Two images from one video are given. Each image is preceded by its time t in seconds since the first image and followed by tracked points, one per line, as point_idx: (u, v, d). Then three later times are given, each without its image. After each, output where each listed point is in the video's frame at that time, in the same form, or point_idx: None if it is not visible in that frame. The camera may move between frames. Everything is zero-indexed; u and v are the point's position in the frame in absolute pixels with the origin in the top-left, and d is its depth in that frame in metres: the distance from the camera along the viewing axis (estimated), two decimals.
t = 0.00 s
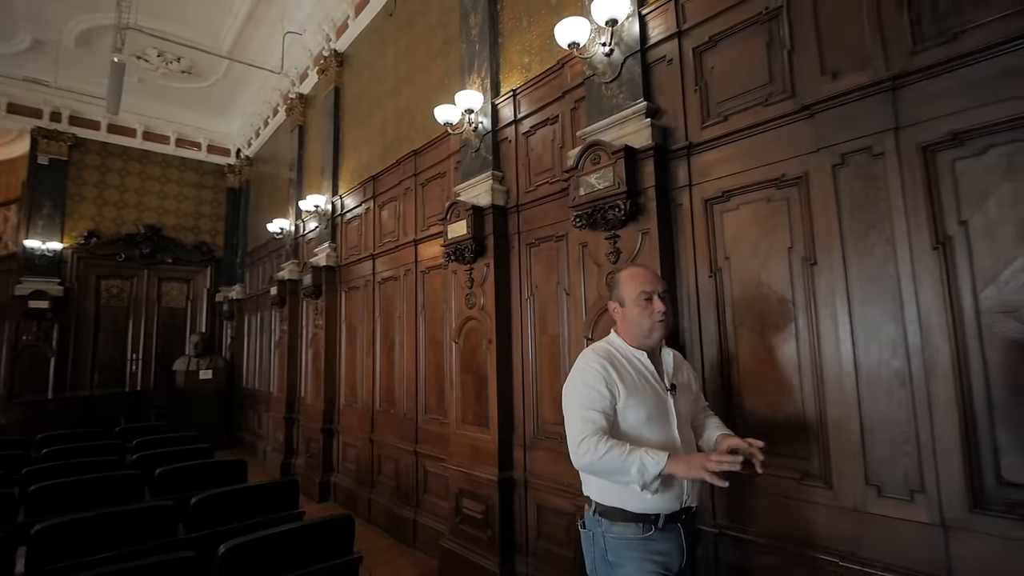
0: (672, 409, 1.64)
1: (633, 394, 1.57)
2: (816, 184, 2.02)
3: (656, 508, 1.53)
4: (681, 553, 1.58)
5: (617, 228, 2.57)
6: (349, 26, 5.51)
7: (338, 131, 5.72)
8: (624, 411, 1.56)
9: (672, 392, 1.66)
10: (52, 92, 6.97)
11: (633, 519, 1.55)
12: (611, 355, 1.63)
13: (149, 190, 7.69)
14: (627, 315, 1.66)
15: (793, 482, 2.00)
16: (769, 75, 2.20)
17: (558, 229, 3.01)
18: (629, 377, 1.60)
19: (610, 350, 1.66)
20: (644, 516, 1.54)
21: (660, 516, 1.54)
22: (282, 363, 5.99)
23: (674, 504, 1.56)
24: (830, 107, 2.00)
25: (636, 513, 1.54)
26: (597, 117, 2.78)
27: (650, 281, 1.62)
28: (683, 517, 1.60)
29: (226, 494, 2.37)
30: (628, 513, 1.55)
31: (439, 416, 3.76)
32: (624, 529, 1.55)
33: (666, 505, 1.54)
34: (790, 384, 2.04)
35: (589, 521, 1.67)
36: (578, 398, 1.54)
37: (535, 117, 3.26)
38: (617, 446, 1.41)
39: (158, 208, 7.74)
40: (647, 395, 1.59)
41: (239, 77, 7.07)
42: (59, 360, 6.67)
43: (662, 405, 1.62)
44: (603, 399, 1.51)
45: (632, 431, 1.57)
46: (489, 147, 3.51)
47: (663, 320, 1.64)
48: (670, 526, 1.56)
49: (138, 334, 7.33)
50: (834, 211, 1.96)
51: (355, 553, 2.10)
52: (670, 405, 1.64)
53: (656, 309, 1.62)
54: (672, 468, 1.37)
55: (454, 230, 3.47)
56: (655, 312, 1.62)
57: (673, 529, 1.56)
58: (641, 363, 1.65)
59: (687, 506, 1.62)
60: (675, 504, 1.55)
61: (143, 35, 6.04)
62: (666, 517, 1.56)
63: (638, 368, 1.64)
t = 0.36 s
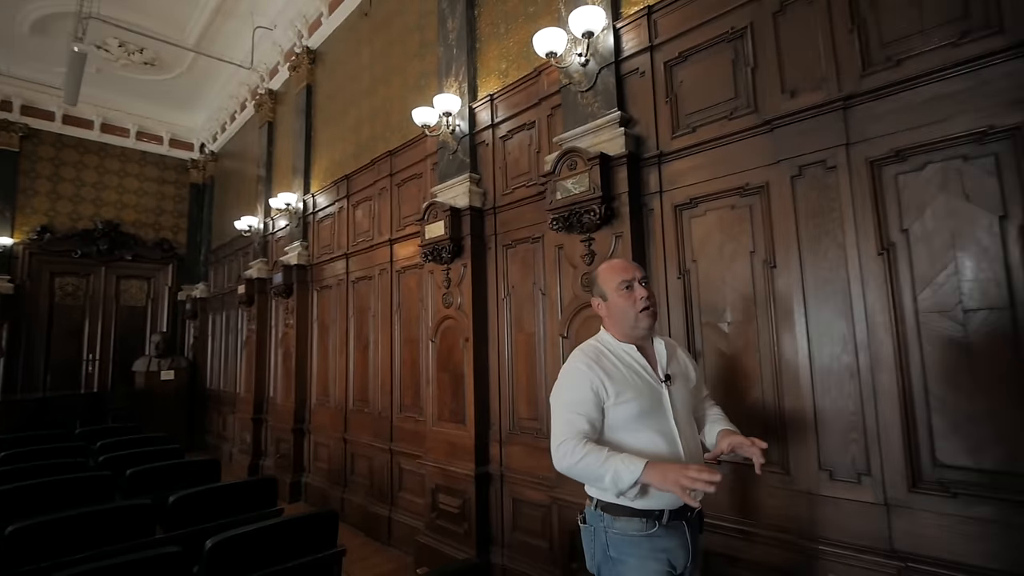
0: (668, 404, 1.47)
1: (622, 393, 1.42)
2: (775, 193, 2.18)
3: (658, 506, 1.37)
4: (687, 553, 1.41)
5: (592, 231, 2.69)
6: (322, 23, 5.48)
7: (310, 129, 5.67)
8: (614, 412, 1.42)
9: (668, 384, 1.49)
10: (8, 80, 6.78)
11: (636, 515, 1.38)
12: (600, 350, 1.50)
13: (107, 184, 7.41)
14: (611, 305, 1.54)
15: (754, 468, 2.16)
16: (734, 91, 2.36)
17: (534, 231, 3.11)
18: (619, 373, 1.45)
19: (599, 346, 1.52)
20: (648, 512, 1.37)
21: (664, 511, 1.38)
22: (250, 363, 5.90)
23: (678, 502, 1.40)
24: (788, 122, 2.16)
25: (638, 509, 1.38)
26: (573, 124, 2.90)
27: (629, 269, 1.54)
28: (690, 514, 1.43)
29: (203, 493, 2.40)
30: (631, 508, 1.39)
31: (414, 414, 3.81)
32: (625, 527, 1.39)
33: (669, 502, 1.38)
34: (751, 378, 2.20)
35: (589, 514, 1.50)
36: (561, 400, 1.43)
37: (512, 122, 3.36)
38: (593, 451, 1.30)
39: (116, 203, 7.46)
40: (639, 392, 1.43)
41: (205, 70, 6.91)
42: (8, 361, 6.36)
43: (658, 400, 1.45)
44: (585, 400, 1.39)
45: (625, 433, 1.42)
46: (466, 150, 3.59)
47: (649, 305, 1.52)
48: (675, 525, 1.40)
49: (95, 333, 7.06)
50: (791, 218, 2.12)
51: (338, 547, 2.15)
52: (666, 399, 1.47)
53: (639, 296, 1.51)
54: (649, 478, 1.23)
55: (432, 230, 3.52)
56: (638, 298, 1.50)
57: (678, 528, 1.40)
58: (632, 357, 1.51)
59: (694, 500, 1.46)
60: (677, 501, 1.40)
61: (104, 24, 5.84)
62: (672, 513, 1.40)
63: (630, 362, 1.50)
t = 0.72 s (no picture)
0: (660, 402, 1.53)
1: (613, 393, 1.48)
2: (747, 201, 2.33)
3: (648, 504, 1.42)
4: (682, 550, 1.44)
5: (574, 233, 2.78)
6: (298, 19, 5.41)
7: (284, 125, 5.60)
8: (606, 411, 1.47)
9: (661, 382, 1.56)
10: None
11: (626, 513, 1.43)
12: (595, 350, 1.56)
13: (64, 176, 7.12)
14: (608, 302, 1.61)
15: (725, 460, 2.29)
16: (709, 103, 2.50)
17: (516, 232, 3.19)
18: (613, 373, 1.51)
19: (594, 346, 1.58)
20: (638, 510, 1.42)
21: (655, 509, 1.42)
22: (220, 362, 5.77)
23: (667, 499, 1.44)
24: (759, 135, 2.31)
25: (628, 507, 1.43)
26: (555, 130, 2.99)
27: (627, 267, 1.61)
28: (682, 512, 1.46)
29: (183, 492, 2.39)
30: (621, 507, 1.44)
31: (393, 412, 3.83)
32: (615, 525, 1.44)
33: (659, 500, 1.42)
34: (723, 375, 2.33)
35: (582, 513, 1.55)
36: (556, 397, 1.48)
37: (494, 126, 3.43)
38: (589, 454, 1.34)
39: (74, 196, 7.18)
40: (631, 392, 1.49)
41: (172, 61, 6.72)
42: None
43: (649, 399, 1.52)
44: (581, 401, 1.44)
45: (615, 432, 1.48)
46: (447, 151, 3.64)
47: (647, 304, 1.58)
48: (666, 523, 1.43)
49: (50, 332, 6.78)
50: (762, 225, 2.27)
51: (325, 542, 2.17)
52: (658, 397, 1.53)
53: (636, 293, 1.57)
54: (641, 479, 1.27)
55: (413, 230, 3.56)
56: (635, 295, 1.57)
57: (670, 526, 1.43)
58: (627, 356, 1.57)
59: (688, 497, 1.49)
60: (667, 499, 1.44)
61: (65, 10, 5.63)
62: (662, 511, 1.43)
63: (623, 361, 1.56)
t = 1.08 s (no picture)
0: (653, 393, 1.62)
1: (618, 377, 1.59)
2: (722, 209, 2.48)
3: (641, 491, 1.51)
4: (674, 541, 1.52)
5: (558, 236, 2.89)
6: (278, 16, 5.37)
7: (262, 122, 5.54)
8: (611, 394, 1.58)
9: (655, 376, 1.65)
10: None
11: (619, 503, 1.52)
12: (594, 343, 1.66)
13: (26, 168, 6.87)
14: (613, 303, 1.70)
15: (701, 452, 2.43)
16: (687, 116, 2.64)
17: (500, 234, 3.28)
18: (612, 362, 1.61)
19: (592, 338, 1.67)
20: (630, 500, 1.51)
21: (646, 500, 1.51)
22: (193, 361, 5.68)
23: (659, 488, 1.52)
24: (734, 147, 2.46)
25: (621, 496, 1.52)
26: (540, 136, 3.09)
27: (642, 275, 1.65)
28: (673, 502, 1.55)
29: (173, 491, 2.42)
30: (614, 497, 1.53)
31: (376, 411, 3.87)
32: (609, 513, 1.53)
33: (652, 488, 1.51)
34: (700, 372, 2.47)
35: (580, 503, 1.65)
36: (567, 387, 1.58)
37: (479, 130, 3.51)
38: (613, 426, 1.47)
39: (36, 190, 6.93)
40: (627, 379, 1.60)
41: (144, 53, 6.57)
42: None
43: (642, 387, 1.61)
44: (592, 384, 1.56)
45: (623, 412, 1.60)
46: (433, 154, 3.70)
47: (647, 312, 1.65)
48: (658, 512, 1.52)
49: (9, 331, 6.53)
50: (736, 232, 2.42)
51: (318, 536, 2.23)
52: (650, 388, 1.62)
53: (641, 303, 1.65)
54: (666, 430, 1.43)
55: (399, 230, 3.61)
56: (641, 302, 1.64)
57: (662, 516, 1.52)
58: (625, 350, 1.66)
59: (680, 491, 1.57)
60: (660, 486, 1.52)
61: None
62: (653, 501, 1.52)
63: (621, 355, 1.65)
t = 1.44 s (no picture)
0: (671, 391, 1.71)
1: (638, 375, 1.70)
2: (699, 215, 2.62)
3: (656, 487, 1.60)
4: (688, 537, 1.60)
5: (544, 239, 3.00)
6: (262, 15, 5.36)
7: (245, 121, 5.52)
8: (629, 392, 1.68)
9: (676, 375, 1.73)
10: None
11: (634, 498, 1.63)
12: (616, 340, 1.76)
13: None
14: (636, 301, 1.78)
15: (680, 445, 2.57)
16: (667, 126, 2.78)
17: (487, 237, 3.38)
18: (631, 361, 1.72)
19: (614, 336, 1.78)
20: (645, 495, 1.61)
21: (660, 496, 1.60)
22: (172, 361, 5.62)
23: (674, 485, 1.61)
24: (711, 157, 2.61)
25: (636, 491, 1.63)
26: (526, 141, 3.20)
27: (665, 273, 1.71)
28: (689, 500, 1.62)
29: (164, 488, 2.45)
30: (631, 491, 1.64)
31: (361, 409, 3.92)
32: (626, 507, 1.64)
33: (667, 485, 1.60)
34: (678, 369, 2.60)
35: (599, 493, 1.78)
36: (588, 382, 1.70)
37: (466, 134, 3.60)
38: (631, 422, 1.56)
39: (5, 185, 6.71)
40: (647, 379, 1.69)
41: (121, 49, 6.48)
42: None
43: (661, 386, 1.71)
44: (612, 381, 1.67)
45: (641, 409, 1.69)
46: (420, 156, 3.77)
47: (670, 308, 1.72)
48: (673, 509, 1.61)
49: None
50: (712, 237, 2.57)
51: (311, 529, 2.30)
52: (670, 386, 1.71)
53: (662, 299, 1.71)
54: (681, 430, 1.51)
55: (386, 231, 3.67)
56: (662, 299, 1.71)
57: (676, 513, 1.60)
58: (646, 349, 1.75)
59: (697, 488, 1.64)
60: (675, 483, 1.61)
61: None
62: (668, 497, 1.61)
63: (642, 352, 1.75)
